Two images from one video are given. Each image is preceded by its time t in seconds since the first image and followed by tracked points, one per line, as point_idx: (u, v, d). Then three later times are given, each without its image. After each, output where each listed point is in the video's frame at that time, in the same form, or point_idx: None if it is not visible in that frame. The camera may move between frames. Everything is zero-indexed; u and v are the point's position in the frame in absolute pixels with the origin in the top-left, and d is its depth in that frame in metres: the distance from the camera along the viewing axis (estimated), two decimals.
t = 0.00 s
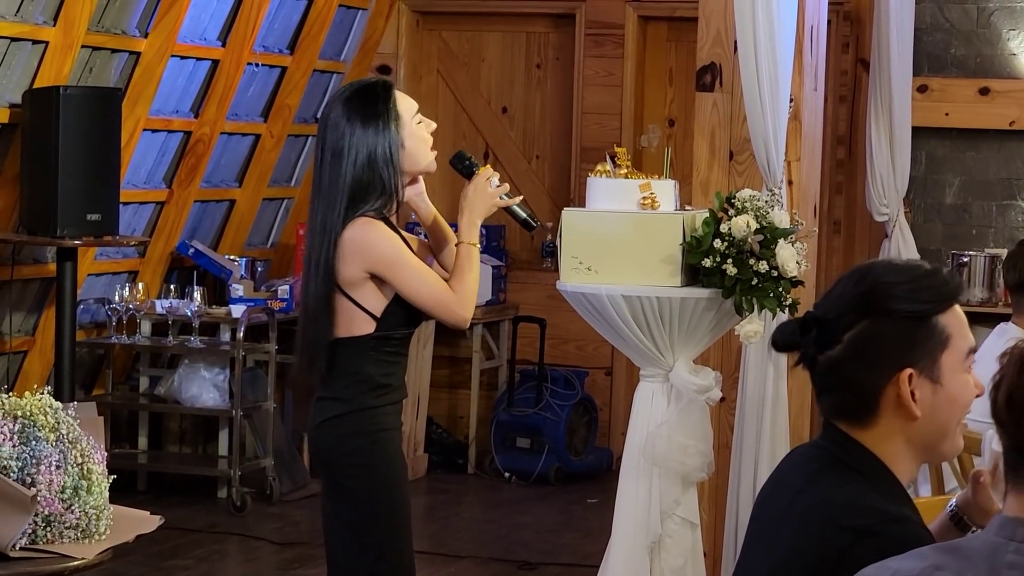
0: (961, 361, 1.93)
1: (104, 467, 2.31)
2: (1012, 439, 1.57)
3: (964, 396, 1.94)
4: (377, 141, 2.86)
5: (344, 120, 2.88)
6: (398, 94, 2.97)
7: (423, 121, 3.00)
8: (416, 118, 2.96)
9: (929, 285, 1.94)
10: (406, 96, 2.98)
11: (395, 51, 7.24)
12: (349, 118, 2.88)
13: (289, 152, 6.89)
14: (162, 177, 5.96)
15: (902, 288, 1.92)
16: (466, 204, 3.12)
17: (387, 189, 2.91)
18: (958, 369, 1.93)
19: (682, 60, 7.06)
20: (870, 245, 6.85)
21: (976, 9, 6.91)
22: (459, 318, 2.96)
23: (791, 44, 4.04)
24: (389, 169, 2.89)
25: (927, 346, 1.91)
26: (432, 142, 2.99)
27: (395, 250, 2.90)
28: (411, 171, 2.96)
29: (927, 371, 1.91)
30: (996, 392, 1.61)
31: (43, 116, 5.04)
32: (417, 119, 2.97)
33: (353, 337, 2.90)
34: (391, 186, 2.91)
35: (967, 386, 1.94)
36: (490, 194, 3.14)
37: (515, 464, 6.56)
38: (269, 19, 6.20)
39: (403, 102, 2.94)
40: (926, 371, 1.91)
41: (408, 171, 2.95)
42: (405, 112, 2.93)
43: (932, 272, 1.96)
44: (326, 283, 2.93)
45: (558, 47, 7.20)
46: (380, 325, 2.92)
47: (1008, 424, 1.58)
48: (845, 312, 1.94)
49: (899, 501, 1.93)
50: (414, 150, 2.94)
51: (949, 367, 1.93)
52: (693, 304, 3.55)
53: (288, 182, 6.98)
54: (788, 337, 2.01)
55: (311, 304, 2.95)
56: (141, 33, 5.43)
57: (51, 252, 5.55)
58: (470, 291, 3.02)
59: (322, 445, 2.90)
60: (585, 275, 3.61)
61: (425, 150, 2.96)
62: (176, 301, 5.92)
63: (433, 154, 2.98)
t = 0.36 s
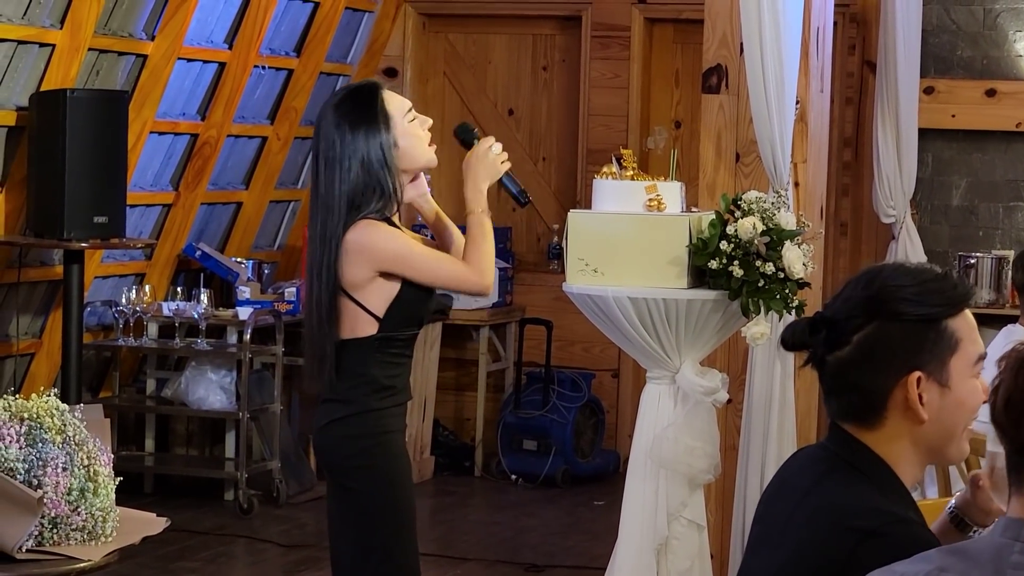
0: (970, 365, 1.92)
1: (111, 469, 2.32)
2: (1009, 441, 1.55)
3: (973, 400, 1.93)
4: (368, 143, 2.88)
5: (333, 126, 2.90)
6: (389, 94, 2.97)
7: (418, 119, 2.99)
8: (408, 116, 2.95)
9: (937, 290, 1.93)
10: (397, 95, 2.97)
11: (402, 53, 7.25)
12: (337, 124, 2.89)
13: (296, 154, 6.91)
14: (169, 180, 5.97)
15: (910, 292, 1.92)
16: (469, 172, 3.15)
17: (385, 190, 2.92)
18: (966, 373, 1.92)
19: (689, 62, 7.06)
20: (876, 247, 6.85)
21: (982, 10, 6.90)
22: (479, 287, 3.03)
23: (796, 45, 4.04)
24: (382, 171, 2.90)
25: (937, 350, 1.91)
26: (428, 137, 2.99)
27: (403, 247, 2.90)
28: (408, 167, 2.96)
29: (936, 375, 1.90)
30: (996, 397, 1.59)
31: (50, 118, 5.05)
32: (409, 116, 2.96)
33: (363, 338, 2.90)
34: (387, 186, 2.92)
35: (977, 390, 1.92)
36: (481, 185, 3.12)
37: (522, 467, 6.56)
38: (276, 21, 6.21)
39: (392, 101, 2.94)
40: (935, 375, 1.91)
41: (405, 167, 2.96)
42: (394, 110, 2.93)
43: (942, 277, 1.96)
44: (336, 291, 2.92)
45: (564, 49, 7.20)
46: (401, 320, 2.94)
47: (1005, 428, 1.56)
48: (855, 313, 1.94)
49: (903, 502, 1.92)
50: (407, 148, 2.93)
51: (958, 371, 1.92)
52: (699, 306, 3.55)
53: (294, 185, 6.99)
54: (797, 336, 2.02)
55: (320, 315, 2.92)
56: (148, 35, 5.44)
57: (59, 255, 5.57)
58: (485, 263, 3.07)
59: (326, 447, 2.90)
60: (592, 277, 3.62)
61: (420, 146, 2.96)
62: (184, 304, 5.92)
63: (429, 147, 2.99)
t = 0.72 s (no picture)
0: (969, 366, 1.92)
1: (110, 471, 2.32)
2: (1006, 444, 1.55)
3: (973, 402, 1.93)
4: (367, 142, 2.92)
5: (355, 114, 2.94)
6: (408, 107, 3.00)
7: (418, 142, 2.99)
8: (409, 134, 2.97)
9: (935, 290, 1.93)
10: (414, 110, 3.01)
11: (401, 55, 7.25)
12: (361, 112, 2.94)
13: (295, 157, 6.92)
14: (169, 182, 5.97)
15: (908, 294, 1.92)
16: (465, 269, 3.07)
17: (362, 194, 2.93)
18: (966, 375, 1.92)
19: (688, 63, 7.06)
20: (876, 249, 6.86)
21: (981, 12, 6.90)
22: (400, 352, 2.86)
23: (795, 47, 4.04)
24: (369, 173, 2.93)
25: (935, 350, 1.91)
26: (420, 161, 2.99)
27: (364, 258, 2.86)
28: (389, 181, 2.96)
29: (935, 376, 1.91)
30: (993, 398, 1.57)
31: (50, 120, 5.05)
32: (411, 134, 2.97)
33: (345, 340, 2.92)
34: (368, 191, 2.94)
35: (978, 394, 1.93)
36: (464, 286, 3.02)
37: (522, 468, 6.56)
38: (276, 23, 6.21)
39: (403, 113, 2.98)
40: (933, 377, 1.91)
41: (384, 181, 2.96)
42: (394, 124, 2.95)
43: (940, 278, 1.96)
44: (311, 282, 2.94)
45: (563, 51, 7.20)
46: (359, 334, 2.91)
47: (1002, 430, 1.56)
48: (853, 316, 1.94)
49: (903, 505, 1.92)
50: (393, 162, 2.94)
51: (957, 373, 1.92)
52: (698, 307, 3.56)
53: (294, 186, 6.99)
54: (795, 341, 2.02)
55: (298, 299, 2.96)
56: (148, 37, 5.45)
57: (59, 257, 5.57)
58: (428, 332, 2.89)
59: (326, 449, 2.90)
60: (591, 278, 3.62)
61: (407, 166, 2.96)
62: (183, 306, 5.92)
63: (415, 171, 2.97)
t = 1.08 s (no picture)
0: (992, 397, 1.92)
1: (113, 474, 2.32)
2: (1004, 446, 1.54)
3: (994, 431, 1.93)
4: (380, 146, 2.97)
5: (377, 118, 2.98)
6: (431, 116, 3.01)
7: (432, 151, 3.00)
8: (422, 142, 2.98)
9: (967, 318, 1.96)
10: (433, 120, 3.01)
11: (403, 58, 7.26)
12: (381, 117, 2.98)
13: (297, 159, 6.93)
14: (171, 184, 5.97)
15: (936, 318, 1.94)
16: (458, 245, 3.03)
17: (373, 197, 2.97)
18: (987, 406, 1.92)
19: (690, 66, 7.06)
20: (877, 251, 6.86)
21: (982, 15, 6.91)
22: (394, 342, 2.81)
23: (798, 50, 4.04)
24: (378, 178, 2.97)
25: (956, 381, 1.91)
26: (431, 171, 2.99)
27: (358, 246, 2.88)
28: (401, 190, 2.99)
29: (953, 406, 1.92)
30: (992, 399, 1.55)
31: (52, 122, 5.05)
32: (424, 142, 2.98)
33: (336, 339, 2.93)
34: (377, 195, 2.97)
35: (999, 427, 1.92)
36: (461, 263, 2.98)
37: (524, 470, 6.56)
38: (278, 25, 6.21)
39: (420, 121, 2.99)
40: (951, 407, 1.92)
41: (398, 190, 2.99)
42: (411, 131, 2.97)
43: (975, 305, 1.98)
44: (321, 278, 2.99)
45: (565, 53, 7.21)
46: (359, 331, 2.91)
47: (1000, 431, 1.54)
48: (878, 341, 1.98)
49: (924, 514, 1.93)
50: (403, 170, 2.97)
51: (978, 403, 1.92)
52: (699, 311, 3.56)
53: (296, 189, 7.00)
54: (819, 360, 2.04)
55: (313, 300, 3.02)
56: (150, 39, 5.46)
57: (60, 259, 5.57)
58: (422, 320, 2.83)
59: (316, 451, 2.90)
60: (593, 281, 3.62)
61: (415, 175, 2.97)
62: (186, 308, 5.92)
63: (424, 183, 2.98)
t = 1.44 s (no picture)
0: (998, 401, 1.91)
1: (117, 474, 2.33)
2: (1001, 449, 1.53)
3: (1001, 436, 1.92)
4: (409, 169, 2.97)
5: (403, 144, 2.99)
6: (455, 140, 3.04)
7: (458, 174, 3.01)
8: (448, 164, 3.00)
9: (973, 318, 1.97)
10: (457, 143, 3.04)
11: (407, 60, 7.26)
12: (409, 141, 2.99)
13: (301, 161, 6.94)
14: (175, 186, 5.98)
15: (946, 319, 1.97)
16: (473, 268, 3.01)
17: (400, 221, 2.97)
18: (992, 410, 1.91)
19: (693, 67, 7.06)
20: (882, 252, 6.85)
21: (986, 16, 6.90)
22: (406, 369, 2.81)
23: (800, 51, 4.04)
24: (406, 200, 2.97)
25: (959, 383, 1.92)
26: (457, 194, 3.00)
27: (369, 273, 2.89)
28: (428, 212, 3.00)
29: (957, 410, 1.92)
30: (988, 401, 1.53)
31: (57, 124, 5.06)
32: (450, 164, 3.00)
33: (328, 353, 2.92)
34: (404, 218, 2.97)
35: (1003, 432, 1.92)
36: (474, 289, 2.96)
37: (527, 471, 6.56)
38: (282, 27, 6.22)
39: (444, 143, 3.01)
40: (955, 410, 1.93)
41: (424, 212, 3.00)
42: (438, 154, 2.99)
43: (986, 309, 2.00)
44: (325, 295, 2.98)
45: (569, 55, 7.21)
46: (354, 350, 2.91)
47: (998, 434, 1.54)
48: (885, 344, 2.02)
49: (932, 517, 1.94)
50: (430, 193, 2.98)
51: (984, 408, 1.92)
52: (703, 313, 3.56)
53: (300, 191, 7.01)
54: (826, 365, 2.10)
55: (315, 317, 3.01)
56: (154, 42, 5.47)
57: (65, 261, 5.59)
58: (435, 348, 2.83)
59: (297, 458, 2.90)
60: (596, 283, 3.61)
61: (443, 198, 2.98)
62: (189, 310, 5.94)
63: (452, 203, 2.99)
